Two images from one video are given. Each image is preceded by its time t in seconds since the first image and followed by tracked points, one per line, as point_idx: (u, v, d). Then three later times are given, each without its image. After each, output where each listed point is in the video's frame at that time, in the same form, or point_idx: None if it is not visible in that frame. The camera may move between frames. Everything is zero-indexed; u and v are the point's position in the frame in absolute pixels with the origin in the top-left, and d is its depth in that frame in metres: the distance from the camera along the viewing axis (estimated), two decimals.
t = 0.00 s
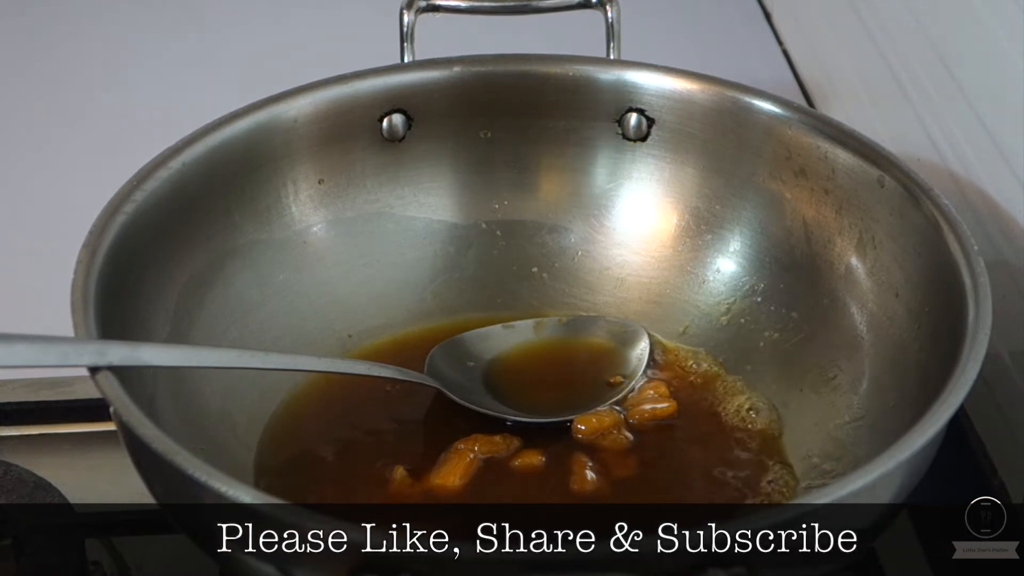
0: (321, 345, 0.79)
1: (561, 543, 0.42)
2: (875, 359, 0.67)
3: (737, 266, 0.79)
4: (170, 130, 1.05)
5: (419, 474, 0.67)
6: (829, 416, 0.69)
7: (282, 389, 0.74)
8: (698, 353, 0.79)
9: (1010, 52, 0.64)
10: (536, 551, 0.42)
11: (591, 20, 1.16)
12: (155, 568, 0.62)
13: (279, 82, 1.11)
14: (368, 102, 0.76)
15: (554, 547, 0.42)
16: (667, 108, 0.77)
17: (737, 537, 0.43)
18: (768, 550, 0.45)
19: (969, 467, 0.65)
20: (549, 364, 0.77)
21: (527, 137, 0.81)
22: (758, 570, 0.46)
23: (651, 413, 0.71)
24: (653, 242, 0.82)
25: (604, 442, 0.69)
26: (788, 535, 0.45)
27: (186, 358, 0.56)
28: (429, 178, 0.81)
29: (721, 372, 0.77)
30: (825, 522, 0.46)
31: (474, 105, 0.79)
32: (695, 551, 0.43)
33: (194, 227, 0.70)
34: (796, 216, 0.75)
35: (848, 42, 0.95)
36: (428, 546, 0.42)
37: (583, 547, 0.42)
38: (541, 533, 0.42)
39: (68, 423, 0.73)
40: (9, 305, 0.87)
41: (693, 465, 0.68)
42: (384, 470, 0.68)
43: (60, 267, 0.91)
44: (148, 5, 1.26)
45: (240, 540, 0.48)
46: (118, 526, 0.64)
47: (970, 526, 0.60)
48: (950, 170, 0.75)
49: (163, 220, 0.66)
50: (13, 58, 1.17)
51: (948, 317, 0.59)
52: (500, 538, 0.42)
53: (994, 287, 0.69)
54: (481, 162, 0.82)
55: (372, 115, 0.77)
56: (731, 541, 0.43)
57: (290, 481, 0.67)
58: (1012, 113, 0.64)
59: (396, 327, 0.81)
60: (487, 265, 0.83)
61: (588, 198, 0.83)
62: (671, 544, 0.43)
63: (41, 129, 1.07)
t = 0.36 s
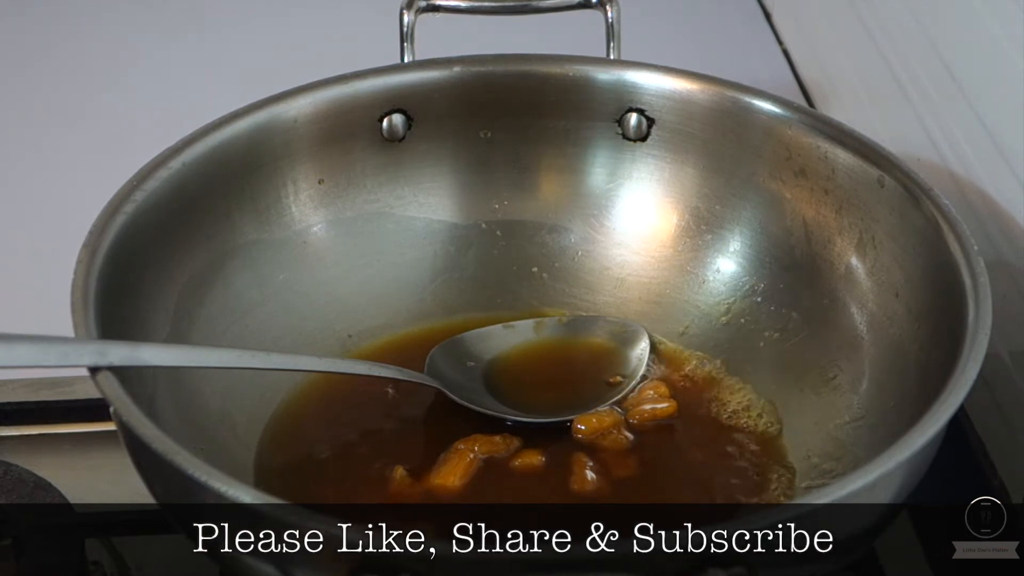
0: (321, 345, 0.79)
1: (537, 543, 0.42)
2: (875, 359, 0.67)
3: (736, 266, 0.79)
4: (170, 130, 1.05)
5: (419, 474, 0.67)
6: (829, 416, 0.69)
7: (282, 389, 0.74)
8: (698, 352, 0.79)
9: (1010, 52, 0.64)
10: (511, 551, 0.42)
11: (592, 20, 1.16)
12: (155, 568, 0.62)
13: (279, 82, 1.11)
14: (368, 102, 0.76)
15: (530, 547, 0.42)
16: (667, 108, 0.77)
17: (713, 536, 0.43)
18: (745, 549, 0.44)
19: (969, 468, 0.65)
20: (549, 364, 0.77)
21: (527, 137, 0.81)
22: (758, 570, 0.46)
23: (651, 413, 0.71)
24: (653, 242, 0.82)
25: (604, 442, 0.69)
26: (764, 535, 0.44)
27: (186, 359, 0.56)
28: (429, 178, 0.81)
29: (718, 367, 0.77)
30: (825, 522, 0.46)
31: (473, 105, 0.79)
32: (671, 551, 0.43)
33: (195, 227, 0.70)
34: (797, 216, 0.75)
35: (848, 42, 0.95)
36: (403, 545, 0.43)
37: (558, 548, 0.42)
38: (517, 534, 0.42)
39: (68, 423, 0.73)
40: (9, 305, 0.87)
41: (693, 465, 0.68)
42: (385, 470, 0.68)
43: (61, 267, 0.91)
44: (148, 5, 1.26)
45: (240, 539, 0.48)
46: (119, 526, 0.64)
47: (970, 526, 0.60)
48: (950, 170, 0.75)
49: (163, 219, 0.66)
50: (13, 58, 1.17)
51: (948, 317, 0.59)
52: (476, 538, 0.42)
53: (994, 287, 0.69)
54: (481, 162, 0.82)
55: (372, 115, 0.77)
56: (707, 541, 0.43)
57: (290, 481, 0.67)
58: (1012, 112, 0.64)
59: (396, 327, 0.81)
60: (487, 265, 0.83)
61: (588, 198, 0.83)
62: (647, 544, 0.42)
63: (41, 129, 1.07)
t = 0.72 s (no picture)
0: (321, 345, 0.79)
1: (513, 543, 0.42)
2: (875, 359, 0.67)
3: (736, 266, 0.79)
4: (170, 131, 1.05)
5: (419, 474, 0.67)
6: (829, 416, 0.69)
7: (282, 389, 0.74)
8: (698, 352, 0.79)
9: (1010, 52, 0.64)
10: (488, 551, 0.42)
11: (592, 20, 1.16)
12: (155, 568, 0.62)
13: (279, 82, 1.11)
14: (368, 102, 0.76)
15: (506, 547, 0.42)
16: (667, 108, 0.77)
17: (689, 536, 0.43)
18: (722, 550, 0.43)
19: (969, 468, 0.65)
20: (549, 364, 0.77)
21: (527, 137, 0.81)
22: (758, 570, 0.46)
23: (651, 413, 0.71)
24: (653, 242, 0.82)
25: (604, 442, 0.69)
26: (739, 534, 0.43)
27: (186, 359, 0.56)
28: (429, 178, 0.81)
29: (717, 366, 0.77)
30: (826, 522, 0.46)
31: (473, 105, 0.79)
32: (647, 551, 0.42)
33: (194, 227, 0.70)
34: (797, 216, 0.75)
35: (848, 41, 0.95)
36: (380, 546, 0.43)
37: (534, 547, 0.42)
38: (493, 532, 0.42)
39: (68, 423, 0.73)
40: (9, 305, 0.87)
41: (693, 464, 0.68)
42: (385, 470, 0.68)
43: (61, 267, 0.91)
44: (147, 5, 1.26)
45: (240, 539, 0.48)
46: (119, 526, 0.64)
47: (970, 526, 0.60)
48: (949, 170, 0.75)
49: (163, 220, 0.66)
50: (13, 58, 1.17)
51: (948, 317, 0.59)
52: (453, 538, 0.42)
53: (994, 287, 0.69)
54: (481, 162, 0.82)
55: (372, 115, 0.77)
56: (683, 541, 0.43)
57: (290, 482, 0.67)
58: (1012, 112, 0.64)
59: (396, 327, 0.81)
60: (487, 265, 0.83)
61: (589, 198, 0.83)
62: (624, 544, 0.42)
63: (41, 129, 1.07)
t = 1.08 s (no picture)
0: (321, 345, 0.79)
1: (490, 543, 0.42)
2: (875, 359, 0.67)
3: (736, 266, 0.79)
4: (170, 131, 1.05)
5: (419, 474, 0.67)
6: (829, 417, 0.69)
7: (282, 389, 0.74)
8: (698, 352, 0.79)
9: (1010, 52, 0.64)
10: (465, 551, 0.43)
11: (592, 20, 1.16)
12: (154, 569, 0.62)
13: (279, 82, 1.11)
14: (368, 102, 0.76)
15: (482, 547, 0.42)
16: (667, 108, 0.77)
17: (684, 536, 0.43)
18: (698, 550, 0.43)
19: (969, 468, 0.65)
20: (550, 364, 0.77)
21: (527, 137, 0.81)
22: (759, 570, 0.46)
23: (651, 413, 0.71)
24: (653, 242, 0.82)
25: (604, 442, 0.69)
26: (715, 534, 0.43)
27: (186, 359, 0.56)
28: (429, 177, 0.81)
29: (719, 368, 0.77)
30: (826, 521, 0.46)
31: (473, 105, 0.78)
32: (624, 551, 0.42)
33: (194, 227, 0.70)
34: (797, 216, 0.75)
35: (848, 41, 0.95)
36: (357, 544, 0.43)
37: (510, 547, 0.42)
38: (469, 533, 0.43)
39: (68, 423, 0.73)
40: (9, 305, 0.87)
41: (693, 464, 0.68)
42: (384, 469, 0.68)
43: (61, 267, 0.91)
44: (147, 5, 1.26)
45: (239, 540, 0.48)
46: (118, 526, 0.64)
47: (970, 526, 0.60)
48: (949, 170, 0.75)
49: (163, 220, 0.66)
50: (13, 58, 1.17)
51: (948, 317, 0.59)
52: (428, 537, 0.42)
53: (994, 287, 0.69)
54: (481, 162, 0.82)
55: (372, 115, 0.77)
56: (659, 541, 0.43)
57: (290, 482, 0.67)
58: (1012, 112, 0.64)
59: (396, 327, 0.81)
60: (487, 265, 0.83)
61: (589, 198, 0.83)
62: (600, 544, 0.42)
63: (41, 129, 1.07)
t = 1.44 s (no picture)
0: (321, 345, 0.79)
1: (465, 543, 0.42)
2: (875, 360, 0.67)
3: (737, 266, 0.79)
4: (170, 131, 1.05)
5: (419, 474, 0.67)
6: (829, 417, 0.69)
7: (282, 389, 0.74)
8: (698, 352, 0.79)
9: (1010, 52, 0.64)
10: (440, 551, 0.42)
11: (591, 20, 1.16)
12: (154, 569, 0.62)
13: (279, 82, 1.11)
14: (368, 102, 0.76)
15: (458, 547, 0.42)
16: (667, 108, 0.77)
17: (686, 536, 0.43)
18: (673, 550, 0.43)
19: (969, 468, 0.65)
20: (550, 364, 0.77)
21: (527, 137, 0.81)
22: (759, 570, 0.46)
23: (651, 413, 0.71)
24: (653, 242, 0.82)
25: (604, 442, 0.69)
26: (691, 534, 0.43)
27: (186, 359, 0.56)
28: (429, 177, 0.81)
29: (719, 368, 0.77)
30: (826, 521, 0.46)
31: (473, 105, 0.78)
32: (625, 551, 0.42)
33: (194, 227, 0.70)
34: (797, 216, 0.75)
35: (848, 41, 0.95)
36: (332, 545, 0.43)
37: (486, 547, 0.42)
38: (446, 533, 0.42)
39: (68, 423, 0.73)
40: (9, 305, 0.87)
41: (693, 464, 0.68)
42: (385, 469, 0.68)
43: (61, 267, 0.91)
44: (147, 5, 1.26)
45: (239, 540, 0.48)
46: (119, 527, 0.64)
47: (970, 526, 0.60)
48: (949, 170, 0.75)
49: (163, 220, 0.66)
50: (12, 58, 1.17)
51: (948, 317, 0.59)
52: (404, 537, 0.43)
53: (994, 287, 0.69)
54: (481, 161, 0.82)
55: (372, 115, 0.77)
56: (635, 541, 0.43)
57: (290, 482, 0.67)
58: (1012, 112, 0.64)
59: (395, 327, 0.81)
60: (487, 265, 0.83)
61: (589, 198, 0.83)
62: (575, 544, 0.42)
63: (41, 130, 1.07)
